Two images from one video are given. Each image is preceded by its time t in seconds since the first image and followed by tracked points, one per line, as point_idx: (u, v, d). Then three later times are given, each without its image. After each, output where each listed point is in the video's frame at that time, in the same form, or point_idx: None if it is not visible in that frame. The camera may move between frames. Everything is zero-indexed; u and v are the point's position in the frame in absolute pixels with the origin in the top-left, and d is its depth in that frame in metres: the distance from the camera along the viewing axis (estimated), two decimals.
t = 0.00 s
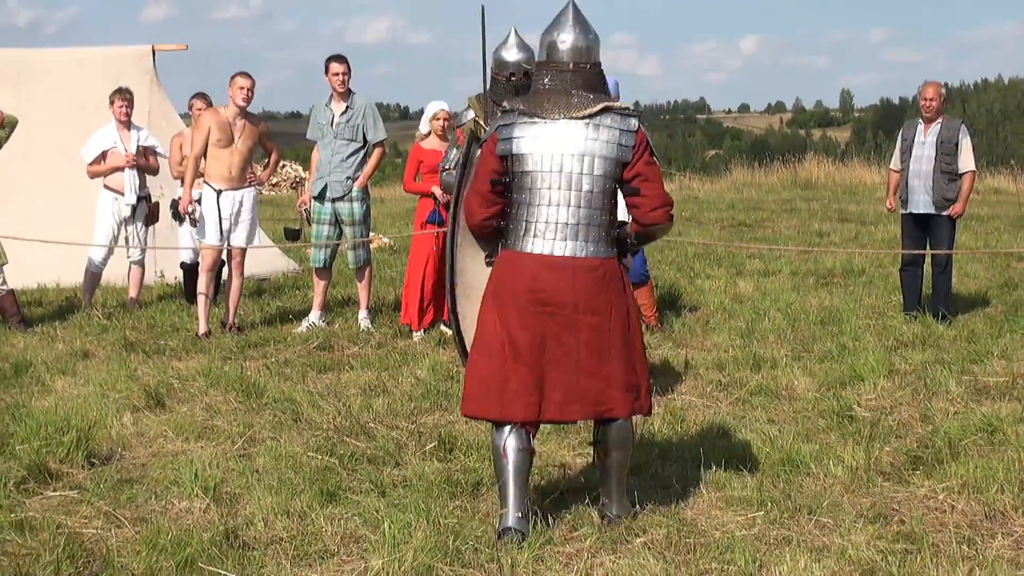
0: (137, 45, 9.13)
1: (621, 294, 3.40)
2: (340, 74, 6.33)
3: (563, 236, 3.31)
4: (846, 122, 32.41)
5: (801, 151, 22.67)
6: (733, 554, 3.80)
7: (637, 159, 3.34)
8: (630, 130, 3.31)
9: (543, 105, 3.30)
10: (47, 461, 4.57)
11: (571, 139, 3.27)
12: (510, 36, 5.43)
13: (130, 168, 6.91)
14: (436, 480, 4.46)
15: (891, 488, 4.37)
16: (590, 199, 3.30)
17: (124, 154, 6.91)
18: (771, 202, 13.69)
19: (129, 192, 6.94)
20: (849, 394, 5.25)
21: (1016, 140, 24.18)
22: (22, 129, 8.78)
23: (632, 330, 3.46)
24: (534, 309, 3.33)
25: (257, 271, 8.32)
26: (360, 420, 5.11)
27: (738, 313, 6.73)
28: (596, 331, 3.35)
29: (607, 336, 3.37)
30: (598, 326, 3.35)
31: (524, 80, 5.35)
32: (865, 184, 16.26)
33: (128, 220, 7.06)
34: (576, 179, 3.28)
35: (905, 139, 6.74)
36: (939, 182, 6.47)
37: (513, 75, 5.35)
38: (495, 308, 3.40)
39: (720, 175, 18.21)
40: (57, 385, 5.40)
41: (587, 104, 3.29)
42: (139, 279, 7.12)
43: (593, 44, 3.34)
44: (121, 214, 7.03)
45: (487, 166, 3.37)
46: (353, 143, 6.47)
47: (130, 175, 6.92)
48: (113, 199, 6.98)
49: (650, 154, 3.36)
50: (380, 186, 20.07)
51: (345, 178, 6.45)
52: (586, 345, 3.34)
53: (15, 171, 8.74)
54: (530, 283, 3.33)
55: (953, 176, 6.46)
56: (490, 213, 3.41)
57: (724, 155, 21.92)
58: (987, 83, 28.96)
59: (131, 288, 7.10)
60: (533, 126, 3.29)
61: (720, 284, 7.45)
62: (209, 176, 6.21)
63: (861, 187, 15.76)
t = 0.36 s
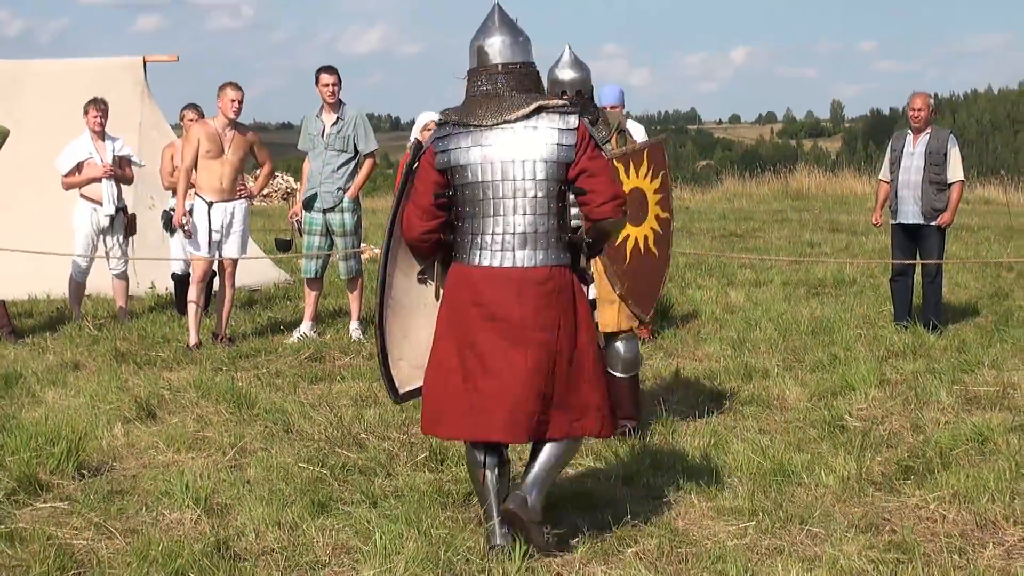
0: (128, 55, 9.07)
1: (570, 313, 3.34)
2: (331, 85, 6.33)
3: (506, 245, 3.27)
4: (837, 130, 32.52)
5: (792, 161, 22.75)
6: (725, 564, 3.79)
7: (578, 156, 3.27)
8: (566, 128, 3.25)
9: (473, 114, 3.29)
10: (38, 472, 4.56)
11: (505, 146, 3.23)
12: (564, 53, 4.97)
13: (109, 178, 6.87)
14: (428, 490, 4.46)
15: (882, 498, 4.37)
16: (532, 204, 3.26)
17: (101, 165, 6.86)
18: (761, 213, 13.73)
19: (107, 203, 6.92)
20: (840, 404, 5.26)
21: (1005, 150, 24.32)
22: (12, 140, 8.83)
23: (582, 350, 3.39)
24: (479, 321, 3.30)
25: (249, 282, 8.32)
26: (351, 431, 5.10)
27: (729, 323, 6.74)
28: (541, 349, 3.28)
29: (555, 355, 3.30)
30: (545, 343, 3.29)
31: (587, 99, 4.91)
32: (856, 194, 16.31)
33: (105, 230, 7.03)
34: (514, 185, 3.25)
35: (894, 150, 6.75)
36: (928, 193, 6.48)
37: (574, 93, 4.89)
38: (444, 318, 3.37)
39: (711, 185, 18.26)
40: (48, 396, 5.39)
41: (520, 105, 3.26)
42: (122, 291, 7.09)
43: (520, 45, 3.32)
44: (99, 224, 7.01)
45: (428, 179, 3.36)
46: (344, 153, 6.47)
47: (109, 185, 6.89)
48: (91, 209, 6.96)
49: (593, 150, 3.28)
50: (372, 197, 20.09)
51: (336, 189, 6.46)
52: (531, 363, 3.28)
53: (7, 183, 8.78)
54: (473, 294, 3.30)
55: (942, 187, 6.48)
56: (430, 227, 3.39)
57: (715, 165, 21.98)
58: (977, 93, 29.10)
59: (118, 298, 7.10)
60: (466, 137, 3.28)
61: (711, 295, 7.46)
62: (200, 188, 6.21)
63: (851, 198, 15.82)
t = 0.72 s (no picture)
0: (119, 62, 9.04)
1: (503, 334, 3.14)
2: (323, 92, 6.35)
3: (441, 266, 3.10)
4: (830, 135, 32.60)
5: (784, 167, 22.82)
6: (717, 569, 3.79)
7: (528, 186, 3.09)
8: (522, 152, 3.07)
9: (432, 123, 3.12)
10: (29, 478, 4.55)
11: (456, 161, 3.07)
12: (596, 53, 4.45)
13: (85, 184, 6.82)
14: (420, 497, 4.44)
15: (875, 503, 4.38)
16: (474, 228, 3.08)
17: (79, 171, 6.83)
18: (753, 218, 13.77)
19: (83, 209, 6.83)
20: (833, 409, 5.26)
21: (995, 156, 24.42)
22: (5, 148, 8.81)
23: (516, 373, 3.18)
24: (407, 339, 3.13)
25: (241, 288, 8.32)
26: (344, 437, 5.10)
27: (722, 329, 6.75)
28: (470, 372, 3.09)
29: (484, 379, 3.10)
30: (473, 366, 3.09)
31: (621, 103, 4.42)
32: (848, 199, 16.35)
33: (82, 237, 6.94)
34: (458, 204, 3.08)
35: (885, 156, 6.76)
36: (919, 199, 6.50)
37: (607, 97, 4.40)
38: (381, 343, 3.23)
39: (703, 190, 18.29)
40: (40, 403, 5.38)
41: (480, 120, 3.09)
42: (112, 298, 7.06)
43: (491, 57, 3.15)
44: (76, 231, 6.91)
45: (382, 185, 3.20)
46: (336, 160, 6.47)
47: (85, 192, 6.83)
48: (67, 216, 6.87)
49: (545, 182, 3.10)
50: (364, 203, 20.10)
51: (328, 196, 6.45)
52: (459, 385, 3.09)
53: None
54: (402, 312, 3.14)
55: (933, 192, 6.49)
56: (383, 236, 3.24)
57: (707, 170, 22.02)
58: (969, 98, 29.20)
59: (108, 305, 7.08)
60: (419, 146, 3.12)
61: (704, 300, 7.47)
62: (193, 196, 6.21)
63: (843, 203, 15.86)
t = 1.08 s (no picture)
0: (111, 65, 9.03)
1: (438, 337, 3.01)
2: (315, 95, 6.34)
3: (373, 268, 3.00)
4: (825, 139, 32.66)
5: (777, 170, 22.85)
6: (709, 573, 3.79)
7: (455, 179, 2.95)
8: (448, 146, 2.94)
9: (362, 119, 3.02)
10: (21, 483, 4.54)
11: (388, 160, 2.95)
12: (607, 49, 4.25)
13: (67, 190, 6.76)
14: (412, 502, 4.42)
15: (867, 507, 4.38)
16: (403, 226, 2.97)
17: (61, 176, 6.76)
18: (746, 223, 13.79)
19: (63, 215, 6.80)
20: (825, 413, 5.26)
21: (989, 159, 24.48)
22: None
23: (455, 377, 3.05)
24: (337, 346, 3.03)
25: (234, 292, 8.32)
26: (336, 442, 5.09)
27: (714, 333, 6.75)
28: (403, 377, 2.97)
29: (420, 382, 2.98)
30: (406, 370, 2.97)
31: (635, 98, 4.23)
32: (840, 203, 16.39)
33: (64, 242, 6.91)
34: (386, 202, 2.97)
35: (876, 160, 6.77)
36: (911, 203, 6.51)
37: (622, 93, 4.20)
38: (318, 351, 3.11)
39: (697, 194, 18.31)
40: (32, 407, 5.37)
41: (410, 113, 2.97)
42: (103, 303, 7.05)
43: (426, 47, 3.01)
44: (58, 236, 6.89)
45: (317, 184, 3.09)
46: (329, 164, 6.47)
47: (67, 197, 6.80)
48: (49, 221, 6.85)
49: (474, 174, 2.95)
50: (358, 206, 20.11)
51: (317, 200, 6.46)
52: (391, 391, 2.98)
53: None
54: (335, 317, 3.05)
55: (925, 196, 6.51)
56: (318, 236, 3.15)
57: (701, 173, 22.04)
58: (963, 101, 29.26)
59: (99, 313, 7.04)
60: (346, 143, 3.02)
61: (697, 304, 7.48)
62: (185, 200, 6.21)
63: (836, 207, 15.89)
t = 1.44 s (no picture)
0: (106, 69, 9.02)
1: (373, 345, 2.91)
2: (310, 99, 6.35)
3: (300, 273, 2.91)
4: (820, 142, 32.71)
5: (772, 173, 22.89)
6: None
7: (373, 178, 2.84)
8: (363, 141, 2.83)
9: (275, 125, 2.93)
10: (15, 487, 4.53)
11: (301, 161, 2.86)
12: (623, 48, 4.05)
13: (61, 193, 6.75)
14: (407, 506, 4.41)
15: (862, 511, 4.38)
16: (327, 227, 2.87)
17: (56, 179, 6.75)
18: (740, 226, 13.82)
19: (58, 219, 6.78)
20: (820, 417, 5.27)
21: (984, 163, 24.54)
22: None
23: (393, 385, 2.92)
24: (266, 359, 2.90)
25: (230, 295, 8.33)
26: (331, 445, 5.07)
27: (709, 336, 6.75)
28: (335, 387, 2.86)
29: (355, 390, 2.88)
30: (339, 379, 2.86)
31: (650, 103, 4.03)
32: (836, 207, 16.42)
33: (59, 246, 6.89)
34: (307, 205, 2.87)
35: (871, 164, 6.78)
36: (905, 206, 6.52)
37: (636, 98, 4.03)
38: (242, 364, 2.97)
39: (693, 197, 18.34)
40: (25, 411, 5.36)
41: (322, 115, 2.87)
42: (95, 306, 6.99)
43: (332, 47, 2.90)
44: (53, 240, 6.87)
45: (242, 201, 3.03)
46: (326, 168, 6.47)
47: (61, 200, 6.78)
48: (44, 225, 6.83)
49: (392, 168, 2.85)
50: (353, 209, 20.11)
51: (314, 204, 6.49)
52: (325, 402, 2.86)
53: None
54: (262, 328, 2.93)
55: (919, 200, 6.52)
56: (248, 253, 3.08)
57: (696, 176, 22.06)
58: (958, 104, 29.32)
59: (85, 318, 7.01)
60: (262, 152, 2.94)
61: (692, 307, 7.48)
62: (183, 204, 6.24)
63: (831, 210, 15.92)
